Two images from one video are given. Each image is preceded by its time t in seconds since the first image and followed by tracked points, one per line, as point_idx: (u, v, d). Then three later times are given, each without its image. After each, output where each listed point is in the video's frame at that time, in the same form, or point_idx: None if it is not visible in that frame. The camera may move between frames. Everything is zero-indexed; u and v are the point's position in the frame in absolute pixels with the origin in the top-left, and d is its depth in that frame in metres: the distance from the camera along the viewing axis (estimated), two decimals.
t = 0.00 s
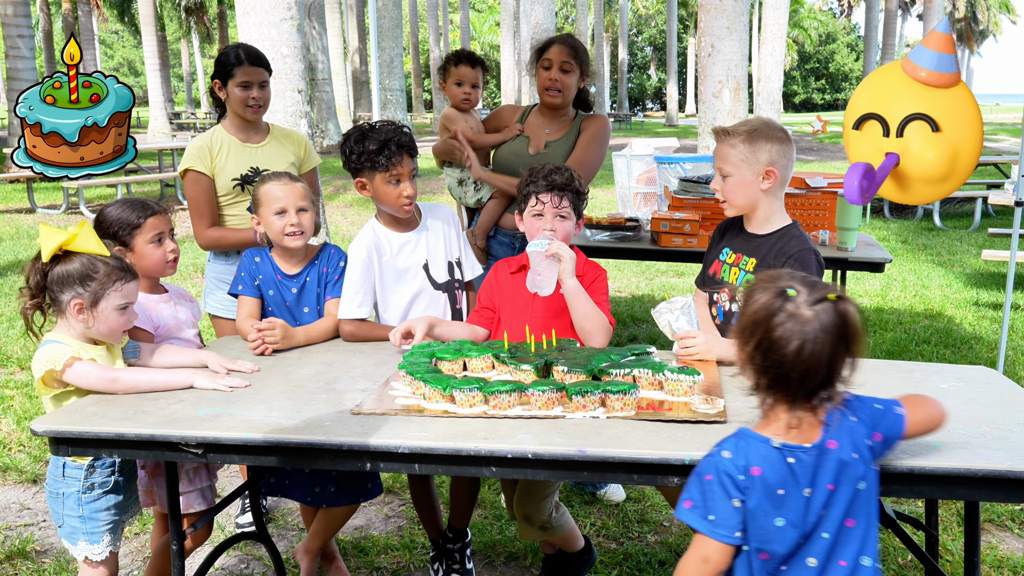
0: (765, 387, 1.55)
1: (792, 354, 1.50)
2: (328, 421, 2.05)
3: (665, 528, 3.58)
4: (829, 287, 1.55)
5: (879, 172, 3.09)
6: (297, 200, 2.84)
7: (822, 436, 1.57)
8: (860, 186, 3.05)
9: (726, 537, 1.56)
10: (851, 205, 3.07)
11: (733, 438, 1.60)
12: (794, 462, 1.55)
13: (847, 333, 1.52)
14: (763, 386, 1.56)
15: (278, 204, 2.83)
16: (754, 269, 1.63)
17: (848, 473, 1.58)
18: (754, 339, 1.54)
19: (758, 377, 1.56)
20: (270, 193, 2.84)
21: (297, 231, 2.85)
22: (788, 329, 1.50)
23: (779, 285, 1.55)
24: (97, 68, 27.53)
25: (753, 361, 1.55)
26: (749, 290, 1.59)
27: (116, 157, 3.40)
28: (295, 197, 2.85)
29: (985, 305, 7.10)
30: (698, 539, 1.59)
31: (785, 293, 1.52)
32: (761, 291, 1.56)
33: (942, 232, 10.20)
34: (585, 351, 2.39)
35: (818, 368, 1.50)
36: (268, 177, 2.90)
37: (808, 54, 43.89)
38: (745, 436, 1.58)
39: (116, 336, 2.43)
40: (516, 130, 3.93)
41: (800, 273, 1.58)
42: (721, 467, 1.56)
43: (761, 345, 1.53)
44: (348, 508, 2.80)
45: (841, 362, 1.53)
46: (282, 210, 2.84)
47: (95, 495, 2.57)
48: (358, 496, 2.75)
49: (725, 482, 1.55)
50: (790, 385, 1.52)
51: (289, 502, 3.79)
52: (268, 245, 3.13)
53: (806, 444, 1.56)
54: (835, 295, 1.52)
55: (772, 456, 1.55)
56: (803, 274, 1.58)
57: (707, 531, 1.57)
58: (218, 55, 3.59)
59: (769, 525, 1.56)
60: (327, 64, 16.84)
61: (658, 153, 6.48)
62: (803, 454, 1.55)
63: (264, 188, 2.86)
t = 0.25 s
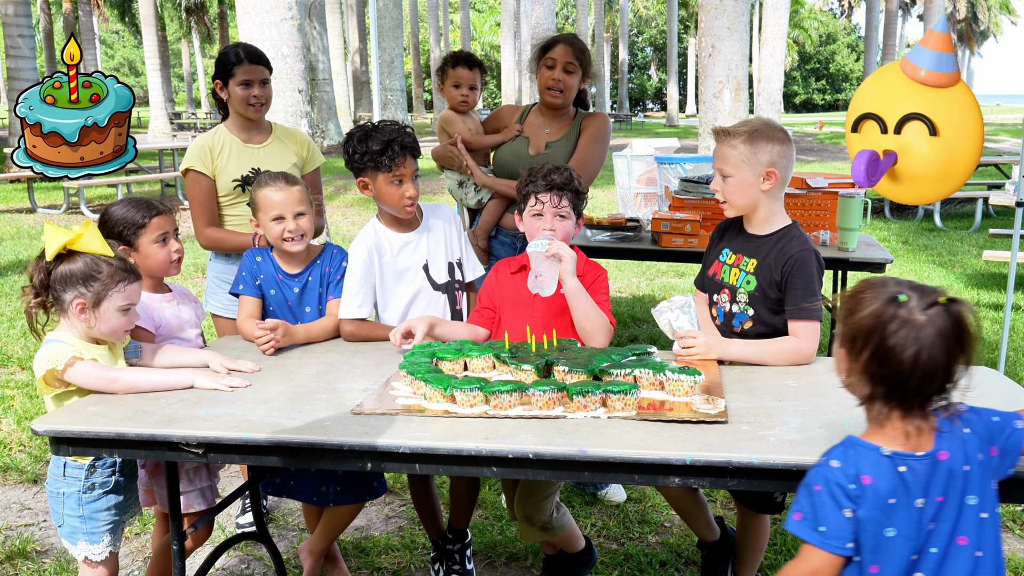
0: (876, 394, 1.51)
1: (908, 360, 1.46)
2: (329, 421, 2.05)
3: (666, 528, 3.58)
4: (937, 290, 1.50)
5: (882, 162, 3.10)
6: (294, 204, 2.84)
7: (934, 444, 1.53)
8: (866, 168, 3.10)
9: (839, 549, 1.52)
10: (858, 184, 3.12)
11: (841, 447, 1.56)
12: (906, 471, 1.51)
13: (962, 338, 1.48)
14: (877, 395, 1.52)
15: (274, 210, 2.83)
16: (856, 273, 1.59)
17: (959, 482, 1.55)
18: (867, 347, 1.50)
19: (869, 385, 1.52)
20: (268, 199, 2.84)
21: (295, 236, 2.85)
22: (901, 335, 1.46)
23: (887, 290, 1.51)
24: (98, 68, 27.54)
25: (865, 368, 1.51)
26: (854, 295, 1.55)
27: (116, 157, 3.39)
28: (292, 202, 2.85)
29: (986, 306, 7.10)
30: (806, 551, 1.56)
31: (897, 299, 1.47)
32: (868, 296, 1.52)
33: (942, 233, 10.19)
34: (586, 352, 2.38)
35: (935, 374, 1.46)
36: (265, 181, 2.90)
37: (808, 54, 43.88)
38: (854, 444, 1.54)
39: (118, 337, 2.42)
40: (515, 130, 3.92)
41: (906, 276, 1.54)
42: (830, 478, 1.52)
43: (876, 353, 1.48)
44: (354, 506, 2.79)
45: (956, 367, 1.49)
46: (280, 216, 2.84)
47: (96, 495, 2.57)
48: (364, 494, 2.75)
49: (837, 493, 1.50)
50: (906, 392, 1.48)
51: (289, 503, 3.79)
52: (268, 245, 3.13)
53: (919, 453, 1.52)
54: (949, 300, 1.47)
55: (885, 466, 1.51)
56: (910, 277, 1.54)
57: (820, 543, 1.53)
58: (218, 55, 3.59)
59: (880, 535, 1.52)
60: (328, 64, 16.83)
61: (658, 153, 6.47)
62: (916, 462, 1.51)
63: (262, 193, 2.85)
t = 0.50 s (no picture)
0: (957, 388, 1.56)
1: (990, 353, 1.51)
2: (330, 421, 2.04)
3: (666, 529, 3.58)
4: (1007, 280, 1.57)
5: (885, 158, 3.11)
6: (299, 207, 2.84)
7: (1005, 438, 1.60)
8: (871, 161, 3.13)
9: (916, 544, 1.56)
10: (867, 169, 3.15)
11: (909, 439, 1.61)
12: (978, 462, 1.57)
13: None
14: (960, 388, 1.56)
15: (288, 211, 2.83)
16: (925, 269, 1.64)
17: None
18: (948, 341, 1.55)
19: (950, 378, 1.56)
20: (278, 200, 2.84)
21: (309, 237, 2.86)
22: (984, 329, 1.51)
23: (962, 284, 1.56)
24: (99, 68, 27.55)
25: (945, 362, 1.56)
26: (927, 290, 1.60)
27: (116, 157, 3.39)
28: (302, 204, 2.86)
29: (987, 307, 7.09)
30: (882, 548, 1.59)
31: (976, 290, 1.53)
32: (945, 291, 1.57)
33: (943, 234, 10.18)
34: (586, 352, 2.38)
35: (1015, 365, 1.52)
36: (273, 182, 2.89)
37: (808, 54, 43.86)
38: (923, 435, 1.60)
39: (115, 330, 2.42)
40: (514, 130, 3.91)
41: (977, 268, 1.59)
42: (905, 470, 1.56)
43: (958, 346, 1.53)
44: (362, 505, 2.79)
45: None
46: (293, 217, 2.84)
47: (96, 495, 2.57)
48: (372, 492, 2.74)
49: (912, 485, 1.55)
50: (986, 384, 1.54)
51: (290, 503, 3.79)
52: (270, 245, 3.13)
53: (990, 444, 1.58)
54: None
55: (957, 456, 1.57)
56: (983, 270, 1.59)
57: (898, 539, 1.56)
58: (222, 55, 3.59)
59: (950, 527, 1.58)
60: (328, 64, 16.82)
61: (659, 154, 6.47)
62: (988, 454, 1.57)
63: (271, 195, 2.85)
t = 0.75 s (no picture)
0: (1000, 394, 1.57)
1: None
2: (330, 422, 2.04)
3: (666, 530, 3.57)
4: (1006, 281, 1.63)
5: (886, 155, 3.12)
6: (298, 211, 2.82)
7: None
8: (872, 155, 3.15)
9: (951, 549, 1.57)
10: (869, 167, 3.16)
11: (935, 444, 1.64)
12: (1005, 466, 1.61)
13: None
14: (1007, 392, 1.57)
15: (294, 215, 2.82)
16: (937, 279, 1.64)
17: None
18: (989, 349, 1.55)
19: (992, 385, 1.57)
20: (283, 203, 2.82)
21: (312, 242, 2.86)
22: None
23: (984, 290, 1.58)
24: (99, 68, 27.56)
25: (988, 370, 1.56)
26: (951, 301, 1.59)
27: (116, 157, 3.40)
28: (307, 209, 2.85)
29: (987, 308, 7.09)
30: (915, 556, 1.60)
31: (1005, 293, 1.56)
32: (973, 299, 1.58)
33: (943, 234, 10.17)
34: (586, 353, 2.38)
35: None
36: (279, 184, 2.89)
37: (809, 55, 43.85)
38: (949, 441, 1.63)
39: (115, 319, 2.43)
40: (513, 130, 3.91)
41: (986, 274, 1.62)
42: (937, 475, 1.59)
43: (1002, 353, 1.54)
44: (364, 504, 2.79)
45: None
46: (297, 221, 2.83)
47: (96, 494, 2.56)
48: (373, 491, 2.74)
49: (945, 489, 1.57)
50: None
51: (290, 503, 3.79)
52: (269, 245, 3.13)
53: (1017, 449, 1.62)
54: None
55: (984, 460, 1.61)
56: (993, 274, 1.62)
57: (933, 545, 1.58)
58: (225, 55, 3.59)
59: (981, 532, 1.61)
60: (327, 65, 16.81)
61: (659, 155, 6.47)
62: (1015, 458, 1.61)
63: (275, 198, 2.84)
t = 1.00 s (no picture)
0: (992, 398, 1.58)
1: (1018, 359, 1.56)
2: (329, 423, 2.04)
3: (666, 531, 3.57)
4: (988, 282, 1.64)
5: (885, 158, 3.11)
6: (298, 211, 2.82)
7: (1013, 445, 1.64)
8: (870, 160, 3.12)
9: (940, 556, 1.57)
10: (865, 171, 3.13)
11: (923, 448, 1.62)
12: (994, 470, 1.60)
13: None
14: (999, 396, 1.58)
15: (294, 215, 2.81)
16: (920, 286, 1.64)
17: None
18: (981, 355, 1.56)
19: (984, 391, 1.58)
20: (283, 203, 2.82)
21: (312, 242, 2.85)
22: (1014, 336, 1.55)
23: (968, 296, 1.59)
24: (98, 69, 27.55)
25: (981, 375, 1.57)
26: (937, 308, 1.60)
27: (116, 157, 3.39)
28: (308, 208, 2.85)
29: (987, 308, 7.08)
30: (904, 562, 1.59)
31: (991, 299, 1.57)
32: (960, 305, 1.58)
33: (943, 235, 10.17)
34: (586, 354, 2.37)
35: None
36: (279, 184, 2.89)
37: (809, 56, 43.87)
38: (937, 445, 1.62)
39: (108, 312, 2.44)
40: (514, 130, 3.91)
41: (966, 278, 1.64)
42: (926, 482, 1.57)
43: (993, 358, 1.55)
44: (364, 504, 2.79)
45: None
46: (297, 221, 2.83)
47: (95, 495, 2.56)
48: (370, 490, 2.71)
49: (935, 495, 1.56)
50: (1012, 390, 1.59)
51: (290, 504, 3.78)
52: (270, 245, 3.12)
53: (1005, 452, 1.62)
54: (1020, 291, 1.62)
55: (972, 464, 1.60)
56: (973, 278, 1.63)
57: (922, 552, 1.57)
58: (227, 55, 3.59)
59: (969, 536, 1.60)
60: (327, 65, 16.80)
61: (658, 155, 6.47)
62: (1003, 462, 1.61)
63: (275, 198, 2.84)
